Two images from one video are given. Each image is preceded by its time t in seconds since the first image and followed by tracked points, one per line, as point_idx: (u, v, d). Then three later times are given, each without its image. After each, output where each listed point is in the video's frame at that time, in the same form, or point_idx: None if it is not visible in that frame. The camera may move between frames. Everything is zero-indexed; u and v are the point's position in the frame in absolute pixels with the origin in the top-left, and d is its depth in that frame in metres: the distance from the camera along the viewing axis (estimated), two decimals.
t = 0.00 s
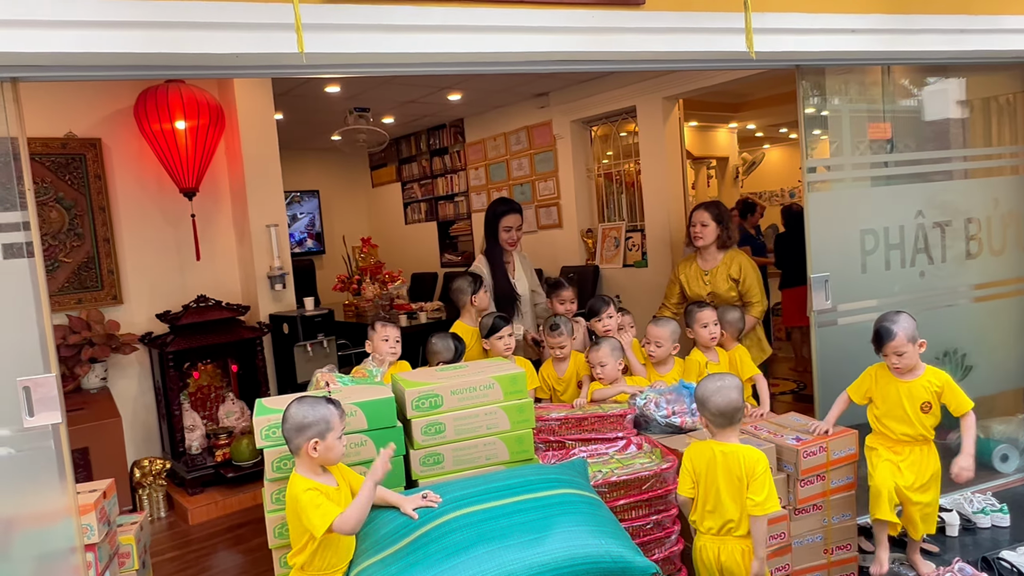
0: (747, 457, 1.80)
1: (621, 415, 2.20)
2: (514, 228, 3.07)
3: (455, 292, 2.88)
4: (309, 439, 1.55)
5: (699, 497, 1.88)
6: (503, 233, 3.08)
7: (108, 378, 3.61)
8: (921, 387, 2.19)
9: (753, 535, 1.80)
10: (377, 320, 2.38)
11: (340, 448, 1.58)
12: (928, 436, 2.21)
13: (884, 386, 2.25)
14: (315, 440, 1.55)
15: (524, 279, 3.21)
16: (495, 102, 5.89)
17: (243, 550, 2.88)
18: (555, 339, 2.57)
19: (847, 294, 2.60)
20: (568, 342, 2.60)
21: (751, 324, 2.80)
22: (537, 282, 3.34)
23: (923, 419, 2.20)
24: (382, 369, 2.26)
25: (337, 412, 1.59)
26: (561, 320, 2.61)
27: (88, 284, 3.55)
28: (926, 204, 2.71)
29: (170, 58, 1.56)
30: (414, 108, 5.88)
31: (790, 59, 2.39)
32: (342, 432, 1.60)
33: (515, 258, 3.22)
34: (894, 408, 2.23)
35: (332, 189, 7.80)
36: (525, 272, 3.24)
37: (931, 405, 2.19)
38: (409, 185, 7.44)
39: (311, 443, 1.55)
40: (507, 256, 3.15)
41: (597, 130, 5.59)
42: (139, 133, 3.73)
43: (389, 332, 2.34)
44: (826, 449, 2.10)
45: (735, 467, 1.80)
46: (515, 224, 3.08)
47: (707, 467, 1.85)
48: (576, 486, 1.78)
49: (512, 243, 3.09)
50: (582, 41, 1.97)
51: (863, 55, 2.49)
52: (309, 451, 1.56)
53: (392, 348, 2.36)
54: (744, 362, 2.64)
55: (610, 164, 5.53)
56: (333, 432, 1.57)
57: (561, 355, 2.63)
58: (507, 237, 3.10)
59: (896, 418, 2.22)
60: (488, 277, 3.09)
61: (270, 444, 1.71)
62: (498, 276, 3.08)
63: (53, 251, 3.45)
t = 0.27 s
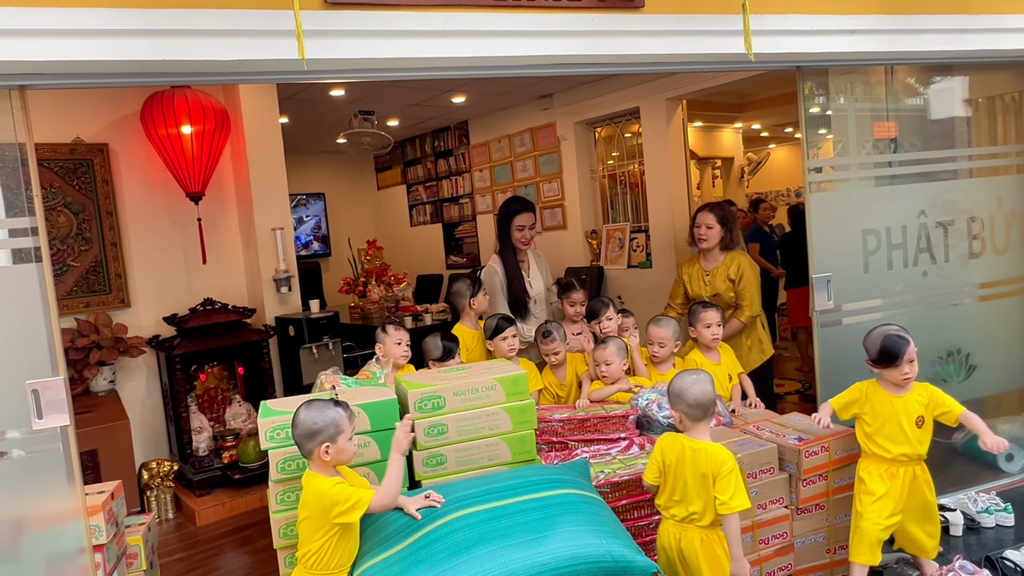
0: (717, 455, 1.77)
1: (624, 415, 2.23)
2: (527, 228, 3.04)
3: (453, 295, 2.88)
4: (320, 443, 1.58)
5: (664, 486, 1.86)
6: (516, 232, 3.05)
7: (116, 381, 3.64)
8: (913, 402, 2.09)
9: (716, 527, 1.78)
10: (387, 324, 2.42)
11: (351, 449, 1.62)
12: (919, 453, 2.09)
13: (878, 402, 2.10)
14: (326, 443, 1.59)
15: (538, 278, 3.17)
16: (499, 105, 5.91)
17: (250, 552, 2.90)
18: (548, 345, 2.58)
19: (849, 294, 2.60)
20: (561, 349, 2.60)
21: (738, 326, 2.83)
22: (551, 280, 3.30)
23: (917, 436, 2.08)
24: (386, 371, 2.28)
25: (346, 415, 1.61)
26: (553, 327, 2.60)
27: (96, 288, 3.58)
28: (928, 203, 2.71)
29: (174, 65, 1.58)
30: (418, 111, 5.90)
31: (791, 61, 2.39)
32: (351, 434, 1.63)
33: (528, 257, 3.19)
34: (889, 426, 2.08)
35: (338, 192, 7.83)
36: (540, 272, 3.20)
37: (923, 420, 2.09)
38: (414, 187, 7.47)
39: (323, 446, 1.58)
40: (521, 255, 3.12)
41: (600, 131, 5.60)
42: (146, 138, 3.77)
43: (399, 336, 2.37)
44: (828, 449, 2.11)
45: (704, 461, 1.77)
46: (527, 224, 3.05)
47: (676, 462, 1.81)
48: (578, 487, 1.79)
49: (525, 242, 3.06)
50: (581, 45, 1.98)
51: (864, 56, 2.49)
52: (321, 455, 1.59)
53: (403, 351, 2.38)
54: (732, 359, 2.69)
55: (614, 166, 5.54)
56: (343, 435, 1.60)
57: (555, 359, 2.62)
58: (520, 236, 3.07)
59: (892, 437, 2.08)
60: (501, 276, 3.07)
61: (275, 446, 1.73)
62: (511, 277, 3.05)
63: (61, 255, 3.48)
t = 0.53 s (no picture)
0: (704, 459, 1.81)
1: (630, 413, 2.22)
2: (544, 224, 3.02)
3: (469, 292, 2.91)
4: (344, 448, 1.59)
5: (647, 495, 1.84)
6: (533, 229, 3.02)
7: (128, 380, 3.69)
8: (890, 424, 1.97)
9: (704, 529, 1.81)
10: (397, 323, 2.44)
11: (371, 443, 1.65)
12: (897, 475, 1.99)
13: (855, 430, 1.97)
14: (350, 446, 1.60)
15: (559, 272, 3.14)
16: (507, 104, 5.93)
17: (260, 548, 2.93)
18: (547, 349, 2.55)
19: (856, 292, 2.60)
20: (560, 351, 2.56)
21: (746, 322, 2.84)
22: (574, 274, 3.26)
23: (894, 457, 1.97)
24: (394, 370, 2.30)
25: (360, 413, 1.63)
26: (552, 330, 2.58)
27: (108, 288, 3.62)
28: (936, 200, 2.70)
29: (183, 68, 1.60)
30: (426, 111, 5.93)
31: (797, 59, 2.39)
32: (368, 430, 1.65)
33: (549, 252, 3.15)
34: (867, 454, 1.96)
35: (347, 192, 7.88)
36: (560, 267, 3.16)
37: (901, 442, 1.98)
38: (422, 186, 7.49)
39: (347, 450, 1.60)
40: (541, 250, 3.10)
41: (608, 130, 5.60)
42: (156, 140, 3.80)
43: (410, 335, 2.40)
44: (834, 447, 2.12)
45: (687, 465, 1.80)
46: (545, 220, 3.02)
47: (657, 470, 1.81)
48: (583, 483, 1.81)
49: (543, 239, 3.03)
50: (586, 44, 1.99)
51: (871, 53, 2.49)
52: (348, 458, 1.61)
53: (414, 350, 2.40)
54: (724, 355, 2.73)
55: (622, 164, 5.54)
56: (363, 433, 1.62)
57: (555, 361, 2.57)
58: (538, 233, 3.03)
59: (871, 464, 1.97)
60: (517, 272, 3.09)
61: (284, 442, 1.75)
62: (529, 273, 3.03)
63: (74, 256, 3.53)
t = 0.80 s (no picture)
0: (688, 459, 1.82)
1: (632, 411, 2.23)
2: (551, 221, 3.02)
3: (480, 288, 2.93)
4: (349, 446, 1.61)
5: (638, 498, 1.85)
6: (541, 226, 3.05)
7: (135, 378, 3.72)
8: (880, 424, 1.96)
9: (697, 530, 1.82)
10: (398, 323, 2.46)
11: (375, 441, 1.66)
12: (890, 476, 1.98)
13: (844, 429, 1.96)
14: (355, 445, 1.62)
15: (568, 268, 3.14)
16: (511, 103, 5.94)
17: (265, 545, 2.95)
18: (550, 346, 2.56)
19: (858, 290, 2.60)
20: (563, 349, 2.57)
21: (778, 318, 2.80)
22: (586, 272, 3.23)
23: (886, 457, 1.96)
24: (397, 367, 2.31)
25: (365, 412, 1.65)
26: (554, 327, 2.59)
27: (114, 287, 3.65)
28: (939, 199, 2.70)
29: (189, 68, 1.62)
30: (430, 110, 5.95)
31: (799, 58, 2.40)
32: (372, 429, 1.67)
33: (560, 249, 3.16)
34: (858, 454, 1.96)
35: (352, 192, 7.90)
36: (570, 264, 3.15)
37: (892, 441, 1.97)
38: (427, 186, 7.51)
39: (353, 448, 1.62)
40: (549, 247, 3.11)
41: (612, 129, 5.61)
42: (162, 139, 3.83)
43: (409, 333, 2.42)
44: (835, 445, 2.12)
45: (672, 466, 1.81)
46: (552, 218, 3.03)
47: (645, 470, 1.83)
48: (584, 480, 1.82)
49: (551, 236, 3.04)
50: (588, 44, 2.00)
51: (873, 52, 2.49)
52: (353, 455, 1.62)
53: (415, 348, 2.41)
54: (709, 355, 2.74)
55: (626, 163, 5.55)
56: (367, 432, 1.63)
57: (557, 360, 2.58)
58: (545, 231, 3.05)
59: (862, 464, 1.96)
60: (524, 269, 3.13)
61: (287, 439, 1.76)
62: (535, 269, 3.05)
63: (81, 255, 3.56)
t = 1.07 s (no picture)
0: (676, 455, 1.80)
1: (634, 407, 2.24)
2: (553, 218, 3.04)
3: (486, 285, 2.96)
4: (345, 439, 1.63)
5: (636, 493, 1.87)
6: (542, 223, 3.06)
7: (141, 374, 3.75)
8: (880, 425, 1.94)
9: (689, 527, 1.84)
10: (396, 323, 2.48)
11: (374, 443, 1.67)
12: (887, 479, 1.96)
13: (842, 428, 1.95)
14: (351, 439, 1.63)
15: (571, 265, 3.14)
16: (515, 102, 5.95)
17: (269, 539, 2.98)
18: (555, 338, 2.58)
19: (860, 288, 2.61)
20: (567, 343, 2.60)
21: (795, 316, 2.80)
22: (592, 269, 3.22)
23: (884, 460, 1.94)
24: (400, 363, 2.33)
25: (369, 410, 1.66)
26: (560, 321, 2.61)
27: (121, 283, 3.68)
28: (941, 197, 2.71)
29: (194, 66, 1.64)
30: (435, 108, 5.96)
31: (802, 56, 2.40)
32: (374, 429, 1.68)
33: (563, 246, 3.17)
34: (855, 455, 1.94)
35: (357, 190, 7.93)
36: (574, 261, 3.16)
37: (891, 443, 1.94)
38: (431, 184, 7.53)
39: (347, 442, 1.63)
40: (551, 245, 3.13)
41: (616, 127, 5.62)
42: (168, 137, 3.86)
43: (408, 333, 2.44)
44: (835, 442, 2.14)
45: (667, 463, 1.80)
46: (555, 215, 3.04)
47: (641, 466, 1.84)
48: (585, 475, 1.84)
49: (553, 233, 3.05)
50: (590, 42, 2.01)
51: (876, 50, 2.49)
52: (345, 450, 1.64)
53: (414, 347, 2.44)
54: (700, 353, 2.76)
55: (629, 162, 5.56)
56: (366, 430, 1.64)
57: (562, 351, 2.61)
58: (547, 229, 3.07)
59: (858, 465, 1.94)
60: (526, 267, 3.15)
61: (291, 433, 1.79)
62: (535, 267, 3.07)
63: (88, 251, 3.59)
